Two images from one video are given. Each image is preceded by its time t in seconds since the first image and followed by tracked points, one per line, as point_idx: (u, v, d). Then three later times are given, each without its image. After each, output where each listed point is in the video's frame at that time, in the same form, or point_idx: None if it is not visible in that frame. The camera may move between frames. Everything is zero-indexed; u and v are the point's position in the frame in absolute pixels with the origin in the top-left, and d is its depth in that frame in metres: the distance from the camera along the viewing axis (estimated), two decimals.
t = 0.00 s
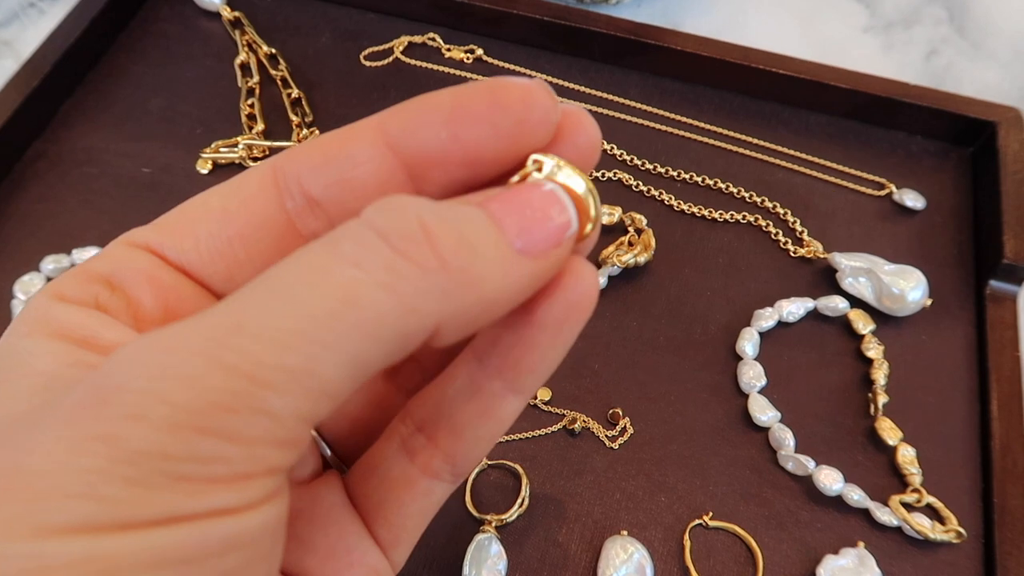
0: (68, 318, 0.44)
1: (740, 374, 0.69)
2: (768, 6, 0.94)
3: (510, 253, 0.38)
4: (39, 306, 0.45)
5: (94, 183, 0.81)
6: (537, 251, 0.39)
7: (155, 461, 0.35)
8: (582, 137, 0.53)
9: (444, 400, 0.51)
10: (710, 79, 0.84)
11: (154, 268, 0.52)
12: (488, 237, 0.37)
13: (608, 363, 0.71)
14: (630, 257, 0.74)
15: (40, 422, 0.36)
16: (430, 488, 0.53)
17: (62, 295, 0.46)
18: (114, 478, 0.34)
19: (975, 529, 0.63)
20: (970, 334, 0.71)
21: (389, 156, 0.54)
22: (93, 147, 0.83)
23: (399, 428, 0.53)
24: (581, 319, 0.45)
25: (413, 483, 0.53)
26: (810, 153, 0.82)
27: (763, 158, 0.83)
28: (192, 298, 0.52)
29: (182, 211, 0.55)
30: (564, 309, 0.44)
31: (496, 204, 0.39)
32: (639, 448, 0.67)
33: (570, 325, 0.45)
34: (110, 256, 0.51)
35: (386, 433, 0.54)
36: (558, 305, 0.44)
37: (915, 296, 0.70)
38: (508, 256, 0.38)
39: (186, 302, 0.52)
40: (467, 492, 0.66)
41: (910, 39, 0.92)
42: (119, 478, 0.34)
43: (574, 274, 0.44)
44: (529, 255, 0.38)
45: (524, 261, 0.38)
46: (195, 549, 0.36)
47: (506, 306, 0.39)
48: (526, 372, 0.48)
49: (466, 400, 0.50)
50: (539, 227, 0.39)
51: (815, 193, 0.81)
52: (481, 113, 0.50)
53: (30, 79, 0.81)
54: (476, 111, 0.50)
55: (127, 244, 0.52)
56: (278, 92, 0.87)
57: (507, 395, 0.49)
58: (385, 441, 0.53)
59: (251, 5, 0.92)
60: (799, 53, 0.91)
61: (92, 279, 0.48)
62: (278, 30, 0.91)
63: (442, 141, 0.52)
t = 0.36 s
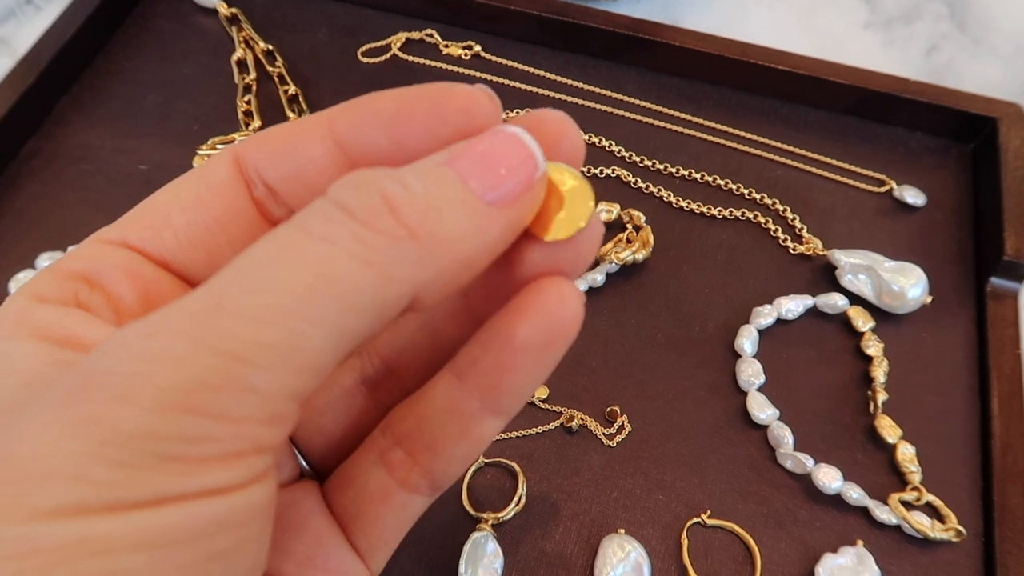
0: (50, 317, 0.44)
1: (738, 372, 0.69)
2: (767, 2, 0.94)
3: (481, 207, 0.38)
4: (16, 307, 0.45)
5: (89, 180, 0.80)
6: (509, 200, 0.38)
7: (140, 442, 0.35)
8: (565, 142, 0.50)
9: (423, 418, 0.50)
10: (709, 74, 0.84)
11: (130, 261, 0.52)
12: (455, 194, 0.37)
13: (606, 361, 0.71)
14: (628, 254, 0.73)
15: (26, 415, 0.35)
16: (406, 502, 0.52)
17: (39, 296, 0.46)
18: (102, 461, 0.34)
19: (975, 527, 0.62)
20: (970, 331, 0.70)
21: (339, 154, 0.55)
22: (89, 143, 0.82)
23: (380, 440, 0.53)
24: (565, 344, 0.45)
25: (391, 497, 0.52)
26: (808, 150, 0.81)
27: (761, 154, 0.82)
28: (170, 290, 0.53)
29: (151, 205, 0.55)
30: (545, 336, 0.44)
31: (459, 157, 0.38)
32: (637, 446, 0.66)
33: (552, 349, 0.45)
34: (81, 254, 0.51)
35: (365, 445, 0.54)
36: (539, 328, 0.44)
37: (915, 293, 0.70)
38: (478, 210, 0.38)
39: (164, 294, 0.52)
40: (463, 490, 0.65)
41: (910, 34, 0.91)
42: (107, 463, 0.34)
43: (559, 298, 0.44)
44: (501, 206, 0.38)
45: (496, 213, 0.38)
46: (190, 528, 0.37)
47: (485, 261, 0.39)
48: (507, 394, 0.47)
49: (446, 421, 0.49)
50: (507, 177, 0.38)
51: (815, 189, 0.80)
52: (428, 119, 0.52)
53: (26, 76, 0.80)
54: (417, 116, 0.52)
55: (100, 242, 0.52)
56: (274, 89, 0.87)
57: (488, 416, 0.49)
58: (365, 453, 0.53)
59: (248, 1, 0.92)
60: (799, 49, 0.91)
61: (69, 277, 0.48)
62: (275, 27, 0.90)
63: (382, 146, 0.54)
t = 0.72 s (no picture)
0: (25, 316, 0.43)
1: (739, 371, 0.69)
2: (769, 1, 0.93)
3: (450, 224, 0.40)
4: None
5: (89, 179, 0.80)
6: (475, 211, 0.41)
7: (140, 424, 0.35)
8: (549, 143, 0.52)
9: (402, 401, 0.52)
10: (710, 73, 0.84)
11: (103, 252, 0.52)
12: (426, 218, 0.39)
13: (606, 360, 0.71)
14: (628, 253, 0.73)
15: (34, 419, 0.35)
16: (384, 486, 0.54)
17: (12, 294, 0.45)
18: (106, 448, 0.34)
19: (975, 527, 0.62)
20: (971, 331, 0.70)
21: (307, 129, 0.56)
22: (89, 142, 0.82)
23: (358, 426, 0.54)
24: (541, 330, 0.47)
25: (368, 481, 0.54)
26: (809, 148, 0.81)
27: (762, 153, 0.82)
28: (144, 278, 0.53)
29: (112, 191, 0.54)
30: (523, 321, 0.47)
31: (422, 179, 0.40)
32: (637, 445, 0.66)
33: (529, 336, 0.47)
34: (47, 245, 0.50)
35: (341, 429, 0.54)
36: (517, 317, 0.46)
37: (916, 293, 0.70)
38: (450, 230, 0.40)
39: (138, 282, 0.53)
40: (463, 490, 0.65)
41: (912, 33, 0.91)
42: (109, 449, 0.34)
43: (534, 286, 0.46)
44: (469, 219, 0.40)
45: (466, 227, 0.40)
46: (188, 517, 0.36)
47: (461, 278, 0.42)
48: (484, 379, 0.49)
49: (425, 405, 0.51)
50: (469, 191, 0.40)
51: (816, 189, 0.80)
52: (390, 95, 0.54)
53: (26, 74, 0.80)
54: (386, 87, 0.53)
55: (65, 232, 0.52)
56: (275, 88, 0.87)
57: (465, 400, 0.51)
58: (342, 439, 0.54)
59: None
60: (800, 47, 0.90)
61: (41, 270, 0.48)
62: (275, 26, 0.90)
63: (354, 119, 0.55)
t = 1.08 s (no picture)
0: (53, 314, 0.42)
1: (738, 369, 0.69)
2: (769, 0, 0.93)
3: (475, 254, 0.40)
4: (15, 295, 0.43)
5: (90, 177, 0.80)
6: (498, 239, 0.41)
7: (183, 416, 0.35)
8: (569, 163, 0.53)
9: (414, 403, 0.53)
10: (710, 72, 0.84)
11: (127, 241, 0.52)
12: (453, 251, 0.39)
13: (606, 358, 0.71)
14: (628, 251, 0.73)
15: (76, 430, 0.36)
16: (388, 482, 0.54)
17: (37, 283, 0.44)
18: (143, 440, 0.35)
19: (974, 525, 0.62)
20: (970, 328, 0.70)
21: (327, 137, 0.57)
22: (90, 141, 0.83)
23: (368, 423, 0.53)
24: (550, 350, 0.50)
25: (376, 477, 0.54)
26: (809, 147, 0.81)
27: (762, 151, 0.82)
28: (165, 269, 0.53)
29: (133, 177, 0.54)
30: (540, 338, 0.49)
31: (443, 207, 0.40)
32: (637, 443, 0.67)
33: (539, 354, 0.50)
34: (75, 232, 0.50)
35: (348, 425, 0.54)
36: (534, 333, 0.49)
37: (915, 290, 0.70)
38: (476, 259, 0.40)
39: (159, 273, 0.53)
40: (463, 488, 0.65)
41: (912, 32, 0.91)
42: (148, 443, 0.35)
43: (548, 306, 0.49)
44: (493, 247, 0.41)
45: (491, 254, 0.41)
46: (223, 518, 0.36)
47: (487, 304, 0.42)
48: (495, 391, 0.52)
49: (439, 412, 0.53)
50: (491, 219, 0.40)
51: (816, 186, 0.80)
52: (415, 115, 0.55)
53: (26, 72, 0.81)
54: (412, 108, 0.55)
55: (87, 218, 0.51)
56: (275, 86, 0.87)
57: (475, 409, 0.53)
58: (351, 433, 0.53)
59: None
60: (800, 46, 0.91)
61: (67, 260, 0.47)
62: (275, 24, 0.90)
63: (375, 137, 0.56)
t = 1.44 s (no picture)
0: (65, 307, 0.42)
1: (740, 370, 0.68)
2: None
3: (501, 257, 0.38)
4: (27, 290, 0.43)
5: (87, 177, 0.80)
6: (527, 243, 0.39)
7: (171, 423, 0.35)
8: (592, 147, 0.49)
9: (448, 397, 0.52)
10: (710, 70, 0.83)
11: (147, 233, 0.51)
12: (475, 254, 0.38)
13: (606, 359, 0.70)
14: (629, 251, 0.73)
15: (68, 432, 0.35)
16: (422, 482, 0.54)
17: (53, 278, 0.44)
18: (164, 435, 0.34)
19: (979, 527, 0.62)
20: (974, 329, 0.70)
21: (343, 119, 0.55)
22: (87, 140, 0.82)
23: (398, 418, 0.53)
24: (589, 343, 0.48)
25: (410, 476, 0.54)
26: (813, 147, 0.81)
27: (764, 151, 0.81)
28: (187, 261, 0.53)
29: (154, 167, 0.53)
30: (577, 332, 0.47)
31: (470, 209, 0.39)
32: (637, 445, 0.66)
33: (577, 348, 0.47)
34: (91, 224, 0.49)
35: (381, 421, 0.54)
36: (569, 327, 0.47)
37: (918, 291, 0.69)
38: (501, 263, 0.38)
39: (179, 266, 0.52)
40: (462, 490, 0.65)
41: (913, 30, 0.90)
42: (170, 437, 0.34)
43: (585, 298, 0.46)
44: (521, 251, 0.39)
45: (518, 258, 0.39)
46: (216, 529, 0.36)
47: (513, 308, 0.41)
48: (530, 386, 0.50)
49: (471, 407, 0.52)
50: (519, 221, 0.39)
51: (817, 186, 0.80)
52: (430, 91, 0.52)
53: (22, 71, 0.80)
54: (427, 86, 0.52)
55: (106, 209, 0.51)
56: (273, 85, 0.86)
57: (510, 404, 0.51)
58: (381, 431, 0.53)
59: None
60: (801, 45, 0.90)
61: (81, 253, 0.47)
62: (273, 23, 0.90)
63: (391, 117, 0.54)
